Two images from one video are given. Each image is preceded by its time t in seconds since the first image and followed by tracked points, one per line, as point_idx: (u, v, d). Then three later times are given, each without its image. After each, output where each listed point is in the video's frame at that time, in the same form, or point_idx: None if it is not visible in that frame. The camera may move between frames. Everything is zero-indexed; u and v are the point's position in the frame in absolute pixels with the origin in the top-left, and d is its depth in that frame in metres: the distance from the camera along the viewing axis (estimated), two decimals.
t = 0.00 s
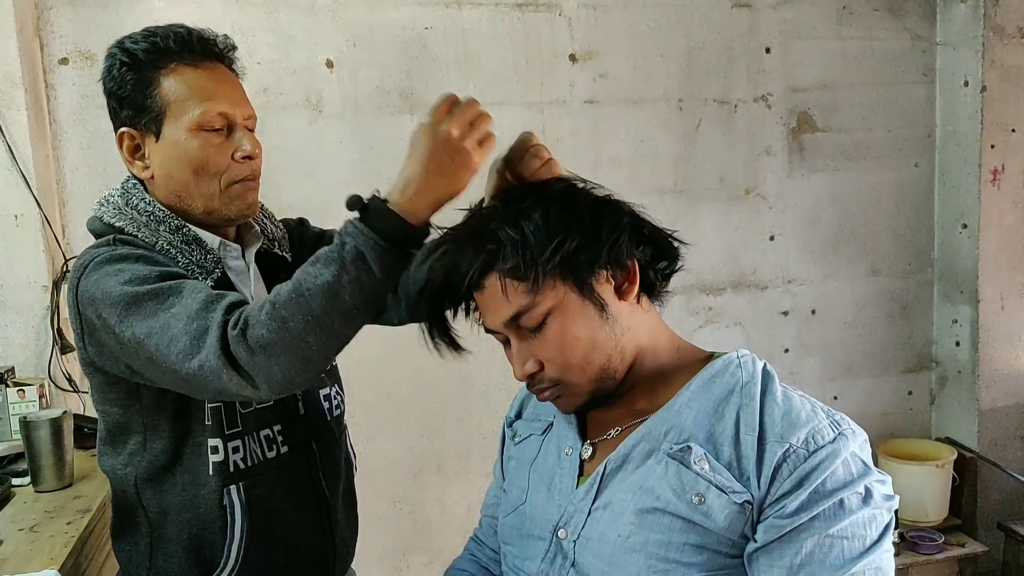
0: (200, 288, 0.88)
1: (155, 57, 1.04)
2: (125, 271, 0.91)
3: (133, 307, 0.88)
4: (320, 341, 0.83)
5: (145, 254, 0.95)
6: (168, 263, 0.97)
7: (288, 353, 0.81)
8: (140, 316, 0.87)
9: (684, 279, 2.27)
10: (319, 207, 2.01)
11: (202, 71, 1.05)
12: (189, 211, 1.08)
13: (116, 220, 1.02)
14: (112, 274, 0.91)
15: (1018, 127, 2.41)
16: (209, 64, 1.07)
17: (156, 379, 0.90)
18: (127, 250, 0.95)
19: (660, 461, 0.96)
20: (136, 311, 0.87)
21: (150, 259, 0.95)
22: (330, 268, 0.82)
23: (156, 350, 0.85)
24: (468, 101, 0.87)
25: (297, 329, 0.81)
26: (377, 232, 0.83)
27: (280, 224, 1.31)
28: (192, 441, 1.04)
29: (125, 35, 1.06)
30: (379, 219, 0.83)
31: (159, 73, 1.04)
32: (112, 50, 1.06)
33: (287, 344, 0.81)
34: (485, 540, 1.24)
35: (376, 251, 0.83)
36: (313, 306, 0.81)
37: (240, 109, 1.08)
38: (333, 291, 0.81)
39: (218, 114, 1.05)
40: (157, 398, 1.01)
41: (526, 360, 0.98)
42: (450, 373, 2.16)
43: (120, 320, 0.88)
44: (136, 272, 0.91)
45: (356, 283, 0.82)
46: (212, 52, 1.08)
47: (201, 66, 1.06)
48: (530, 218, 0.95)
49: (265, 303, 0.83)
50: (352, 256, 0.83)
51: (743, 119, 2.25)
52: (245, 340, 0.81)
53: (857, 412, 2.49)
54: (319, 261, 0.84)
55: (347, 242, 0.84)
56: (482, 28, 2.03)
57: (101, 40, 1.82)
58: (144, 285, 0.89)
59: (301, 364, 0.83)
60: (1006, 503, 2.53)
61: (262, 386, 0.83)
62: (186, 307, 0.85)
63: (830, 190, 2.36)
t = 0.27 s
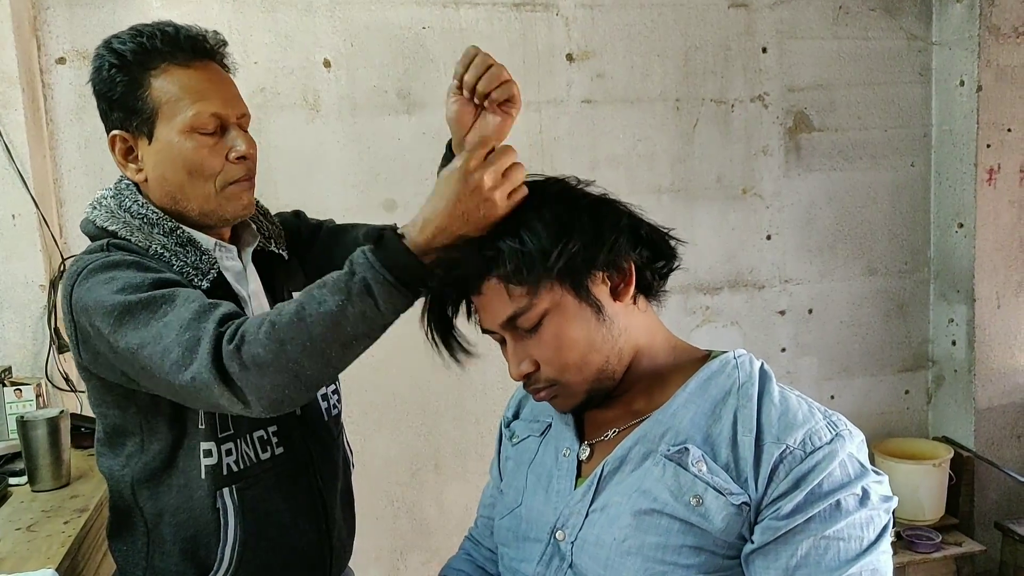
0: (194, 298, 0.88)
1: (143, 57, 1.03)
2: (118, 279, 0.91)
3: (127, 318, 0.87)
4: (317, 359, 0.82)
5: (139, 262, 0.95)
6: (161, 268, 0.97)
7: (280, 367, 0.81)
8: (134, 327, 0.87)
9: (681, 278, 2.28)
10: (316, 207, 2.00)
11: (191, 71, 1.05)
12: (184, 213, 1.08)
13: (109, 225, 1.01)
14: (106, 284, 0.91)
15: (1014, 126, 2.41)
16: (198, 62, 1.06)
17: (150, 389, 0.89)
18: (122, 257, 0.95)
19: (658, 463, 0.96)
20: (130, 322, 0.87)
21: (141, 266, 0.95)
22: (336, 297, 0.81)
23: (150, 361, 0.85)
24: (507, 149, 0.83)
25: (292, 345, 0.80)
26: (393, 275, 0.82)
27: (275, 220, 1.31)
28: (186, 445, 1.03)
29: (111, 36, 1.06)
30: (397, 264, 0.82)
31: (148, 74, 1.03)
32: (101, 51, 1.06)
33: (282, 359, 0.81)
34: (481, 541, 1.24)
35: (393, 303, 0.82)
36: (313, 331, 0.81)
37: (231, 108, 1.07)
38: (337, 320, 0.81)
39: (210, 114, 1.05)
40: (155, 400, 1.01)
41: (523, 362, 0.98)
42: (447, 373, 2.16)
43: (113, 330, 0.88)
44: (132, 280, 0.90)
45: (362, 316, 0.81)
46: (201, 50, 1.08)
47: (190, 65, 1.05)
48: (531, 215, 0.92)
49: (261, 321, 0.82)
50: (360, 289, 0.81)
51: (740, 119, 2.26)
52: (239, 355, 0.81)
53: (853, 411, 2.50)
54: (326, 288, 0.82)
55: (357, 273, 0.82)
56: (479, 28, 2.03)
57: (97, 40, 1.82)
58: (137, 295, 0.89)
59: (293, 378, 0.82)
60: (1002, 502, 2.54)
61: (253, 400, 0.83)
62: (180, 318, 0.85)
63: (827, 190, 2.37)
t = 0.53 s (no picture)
0: (207, 303, 0.86)
1: (134, 56, 1.02)
2: (129, 284, 0.89)
3: (140, 326, 0.86)
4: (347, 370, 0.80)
5: (145, 264, 0.94)
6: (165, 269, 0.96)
7: (301, 383, 0.79)
8: (148, 334, 0.85)
9: (680, 278, 2.28)
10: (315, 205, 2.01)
11: (183, 68, 1.04)
12: (184, 212, 1.08)
13: (111, 226, 1.01)
14: (119, 290, 0.89)
15: (1013, 127, 2.41)
16: (189, 58, 1.06)
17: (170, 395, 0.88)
18: (131, 261, 0.93)
19: (654, 461, 0.96)
20: (144, 329, 0.85)
21: (146, 267, 0.94)
22: (348, 304, 0.78)
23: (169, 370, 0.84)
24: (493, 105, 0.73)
25: (316, 356, 0.78)
26: (400, 275, 0.78)
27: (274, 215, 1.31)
28: (193, 446, 1.03)
29: (99, 34, 1.04)
30: (414, 272, 0.78)
31: (140, 73, 1.03)
32: (90, 49, 1.05)
33: (307, 371, 0.78)
34: (479, 538, 1.25)
35: (407, 306, 0.79)
36: (329, 341, 0.77)
37: (227, 104, 1.07)
38: (356, 326, 0.77)
39: (206, 112, 1.05)
40: (160, 402, 1.01)
41: (523, 359, 0.99)
42: (445, 371, 2.16)
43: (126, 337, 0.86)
44: (144, 286, 0.89)
45: (376, 323, 0.78)
46: (191, 44, 1.07)
47: (182, 62, 1.05)
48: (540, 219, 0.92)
49: (277, 329, 0.79)
50: (373, 293, 0.78)
51: (739, 119, 2.26)
52: (259, 367, 0.78)
53: (851, 411, 2.50)
54: (335, 293, 0.78)
55: (366, 280, 0.78)
56: (478, 27, 2.03)
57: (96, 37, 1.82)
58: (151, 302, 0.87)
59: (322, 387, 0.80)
60: (999, 503, 2.55)
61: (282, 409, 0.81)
62: (194, 325, 0.83)
63: (825, 190, 2.37)
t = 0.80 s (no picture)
0: (201, 294, 0.87)
1: (159, 56, 1.02)
2: (127, 275, 0.91)
3: (130, 314, 0.86)
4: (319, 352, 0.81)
5: (147, 258, 0.95)
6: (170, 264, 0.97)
7: (278, 362, 0.79)
8: (139, 323, 0.86)
9: (678, 277, 2.28)
10: (315, 203, 2.01)
11: (208, 70, 1.04)
12: (209, 212, 1.09)
13: (119, 223, 1.01)
14: (115, 279, 0.91)
15: (1012, 126, 2.42)
16: (211, 59, 1.06)
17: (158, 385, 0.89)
18: (129, 253, 0.94)
19: (648, 455, 0.97)
20: (134, 317, 0.86)
21: (151, 263, 0.95)
22: (312, 273, 0.79)
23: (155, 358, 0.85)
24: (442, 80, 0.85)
25: (289, 336, 0.79)
26: (363, 235, 0.80)
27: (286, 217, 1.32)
28: (199, 441, 1.04)
29: (120, 35, 1.03)
30: (370, 224, 0.80)
31: (167, 74, 1.02)
32: (109, 50, 1.03)
33: (280, 350, 0.79)
34: (477, 535, 1.25)
35: (369, 260, 0.80)
36: (298, 312, 0.79)
37: (250, 105, 1.08)
38: (321, 295, 0.79)
39: (232, 113, 1.05)
40: (166, 397, 1.01)
41: (522, 355, 0.99)
42: (444, 369, 2.17)
43: (119, 326, 0.87)
44: (138, 276, 0.90)
45: (344, 288, 0.79)
46: (212, 46, 1.07)
47: (205, 63, 1.05)
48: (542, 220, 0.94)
49: (254, 310, 0.81)
50: (337, 260, 0.80)
51: (738, 118, 2.26)
52: (239, 348, 0.79)
53: (849, 410, 2.51)
54: (303, 265, 0.80)
55: (330, 246, 0.80)
56: (478, 25, 2.03)
57: (97, 34, 1.82)
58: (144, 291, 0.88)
59: (295, 369, 0.81)
60: (997, 502, 2.55)
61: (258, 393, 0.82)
62: (185, 315, 0.84)
63: (824, 189, 2.37)
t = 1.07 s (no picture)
0: (203, 297, 0.87)
1: (137, 47, 1.01)
2: (123, 275, 0.90)
3: (128, 317, 0.86)
4: (334, 364, 0.82)
5: (142, 255, 0.94)
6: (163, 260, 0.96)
7: (293, 371, 0.80)
8: (139, 325, 0.86)
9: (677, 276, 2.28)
10: (314, 202, 2.01)
11: (187, 60, 1.04)
12: (192, 205, 1.08)
13: (107, 220, 1.01)
14: (111, 278, 0.90)
15: (1012, 126, 2.41)
16: (188, 49, 1.05)
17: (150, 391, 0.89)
18: (123, 251, 0.93)
19: (649, 454, 0.96)
20: (133, 319, 0.86)
21: (145, 260, 0.94)
22: (347, 281, 0.81)
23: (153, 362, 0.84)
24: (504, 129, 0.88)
25: (308, 347, 0.80)
26: (403, 246, 0.82)
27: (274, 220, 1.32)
28: (195, 447, 1.03)
29: (94, 25, 1.02)
30: (409, 236, 0.82)
31: (146, 64, 1.01)
32: (83, 41, 1.02)
33: (297, 358, 0.80)
34: (475, 533, 1.25)
35: (407, 275, 0.82)
36: (324, 324, 0.80)
37: (230, 95, 1.08)
38: (356, 303, 0.80)
39: (212, 102, 1.05)
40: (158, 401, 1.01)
41: (518, 346, 0.99)
42: (443, 369, 2.16)
43: (114, 328, 0.87)
44: (135, 277, 0.89)
45: (379, 301, 0.81)
46: (189, 36, 1.06)
47: (182, 53, 1.04)
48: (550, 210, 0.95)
49: (273, 317, 0.81)
50: (373, 266, 0.81)
51: (737, 117, 2.26)
52: (254, 357, 0.80)
53: (848, 409, 2.51)
54: (335, 271, 0.82)
55: (367, 255, 0.82)
56: (477, 24, 2.03)
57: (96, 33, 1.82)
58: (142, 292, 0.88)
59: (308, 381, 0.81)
60: (997, 501, 2.55)
61: (265, 404, 0.82)
62: (189, 318, 0.84)
63: (824, 188, 2.37)
